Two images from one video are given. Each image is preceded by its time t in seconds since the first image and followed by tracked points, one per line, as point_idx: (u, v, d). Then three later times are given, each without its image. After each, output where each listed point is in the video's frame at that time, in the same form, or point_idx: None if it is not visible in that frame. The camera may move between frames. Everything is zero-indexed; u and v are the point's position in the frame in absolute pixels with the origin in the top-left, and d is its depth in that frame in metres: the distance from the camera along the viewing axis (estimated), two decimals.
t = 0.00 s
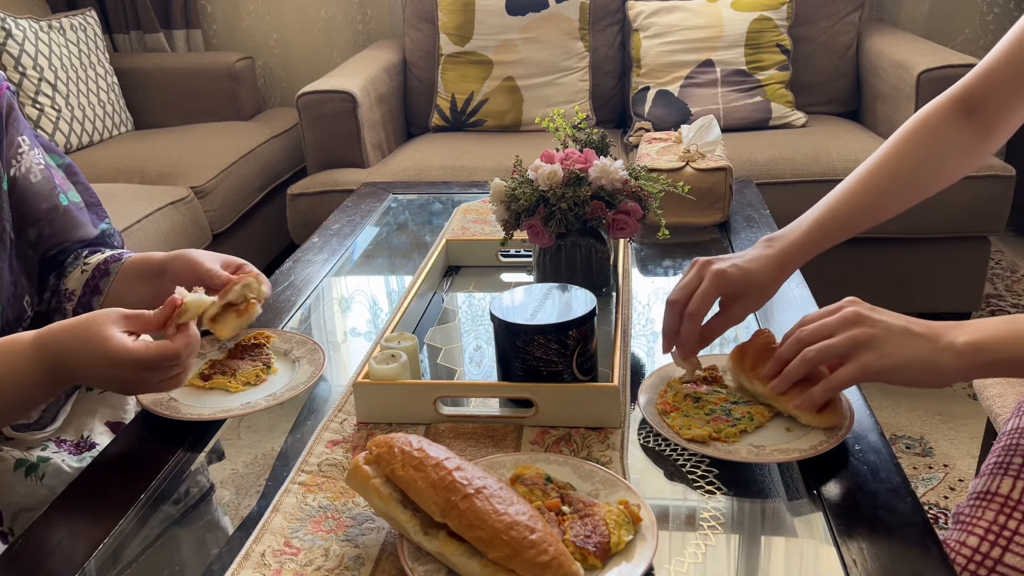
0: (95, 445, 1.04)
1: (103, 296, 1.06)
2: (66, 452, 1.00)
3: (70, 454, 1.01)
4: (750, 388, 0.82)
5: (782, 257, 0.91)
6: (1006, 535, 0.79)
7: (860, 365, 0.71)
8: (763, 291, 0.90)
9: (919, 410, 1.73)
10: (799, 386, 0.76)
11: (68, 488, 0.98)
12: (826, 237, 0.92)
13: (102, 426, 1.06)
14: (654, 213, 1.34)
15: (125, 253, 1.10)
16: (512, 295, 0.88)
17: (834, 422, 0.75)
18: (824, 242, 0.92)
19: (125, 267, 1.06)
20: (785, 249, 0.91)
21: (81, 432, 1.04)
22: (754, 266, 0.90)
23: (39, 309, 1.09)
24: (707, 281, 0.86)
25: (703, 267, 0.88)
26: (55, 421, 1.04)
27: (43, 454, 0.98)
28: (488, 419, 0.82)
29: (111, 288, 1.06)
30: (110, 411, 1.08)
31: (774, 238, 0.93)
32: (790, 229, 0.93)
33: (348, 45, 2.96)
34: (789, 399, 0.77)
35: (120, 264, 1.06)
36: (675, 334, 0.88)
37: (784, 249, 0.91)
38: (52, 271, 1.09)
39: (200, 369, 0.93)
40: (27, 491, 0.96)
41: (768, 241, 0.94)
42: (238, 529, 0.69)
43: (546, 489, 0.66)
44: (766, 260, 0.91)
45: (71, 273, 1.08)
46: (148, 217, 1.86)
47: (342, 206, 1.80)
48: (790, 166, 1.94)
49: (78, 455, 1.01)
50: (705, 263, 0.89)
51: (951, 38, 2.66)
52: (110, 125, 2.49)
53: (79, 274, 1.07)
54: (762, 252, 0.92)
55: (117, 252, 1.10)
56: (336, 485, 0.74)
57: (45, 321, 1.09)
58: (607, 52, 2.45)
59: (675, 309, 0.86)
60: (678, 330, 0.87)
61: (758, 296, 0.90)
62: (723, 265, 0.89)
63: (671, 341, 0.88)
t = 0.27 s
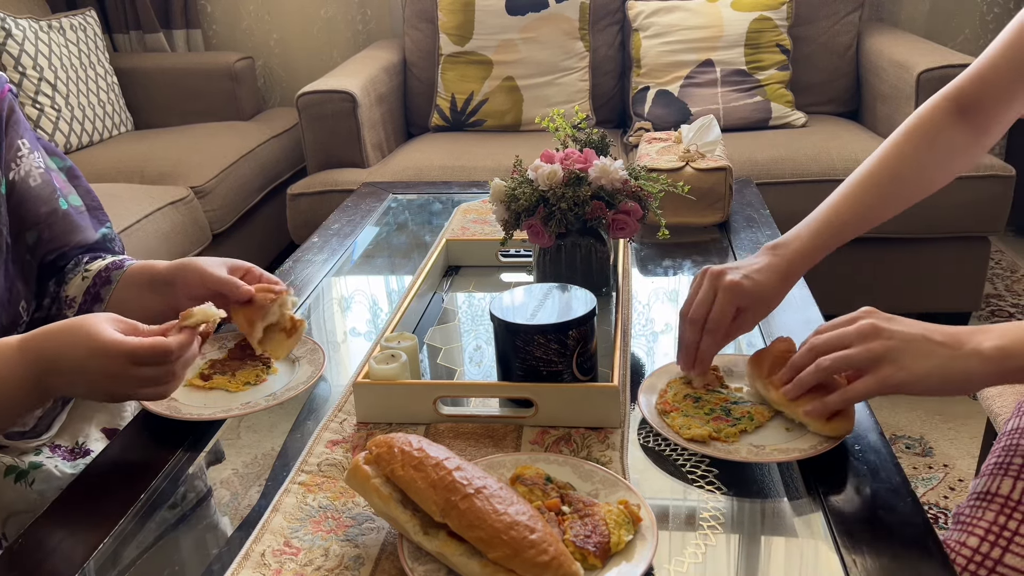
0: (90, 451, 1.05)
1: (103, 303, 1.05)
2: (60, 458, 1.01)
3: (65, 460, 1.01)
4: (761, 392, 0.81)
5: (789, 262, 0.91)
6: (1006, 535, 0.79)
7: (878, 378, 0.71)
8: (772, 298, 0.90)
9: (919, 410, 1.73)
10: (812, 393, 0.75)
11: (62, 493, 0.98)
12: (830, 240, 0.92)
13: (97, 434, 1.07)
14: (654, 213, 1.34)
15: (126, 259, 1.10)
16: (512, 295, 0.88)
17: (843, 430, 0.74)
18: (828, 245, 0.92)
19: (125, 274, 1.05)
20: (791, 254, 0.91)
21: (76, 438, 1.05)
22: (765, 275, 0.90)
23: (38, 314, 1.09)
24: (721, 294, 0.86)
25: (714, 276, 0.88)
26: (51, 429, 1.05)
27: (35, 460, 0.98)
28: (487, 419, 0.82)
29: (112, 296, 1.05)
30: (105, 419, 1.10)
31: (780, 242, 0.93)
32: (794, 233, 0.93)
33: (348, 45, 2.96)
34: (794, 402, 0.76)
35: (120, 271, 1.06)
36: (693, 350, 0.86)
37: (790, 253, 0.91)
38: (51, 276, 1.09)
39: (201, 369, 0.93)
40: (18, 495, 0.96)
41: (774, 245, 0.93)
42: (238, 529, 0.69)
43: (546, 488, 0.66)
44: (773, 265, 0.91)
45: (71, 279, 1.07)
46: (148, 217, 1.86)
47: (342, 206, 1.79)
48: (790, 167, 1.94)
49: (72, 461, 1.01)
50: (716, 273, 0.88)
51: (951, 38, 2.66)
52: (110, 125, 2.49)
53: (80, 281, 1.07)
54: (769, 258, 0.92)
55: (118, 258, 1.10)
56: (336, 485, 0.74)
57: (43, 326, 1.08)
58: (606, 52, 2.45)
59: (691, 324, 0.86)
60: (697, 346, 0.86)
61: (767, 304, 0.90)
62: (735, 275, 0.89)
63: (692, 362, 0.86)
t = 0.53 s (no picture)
0: (86, 459, 1.03)
1: (105, 312, 1.05)
2: (54, 466, 1.01)
3: (59, 468, 1.01)
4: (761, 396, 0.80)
5: (790, 256, 0.91)
6: (1007, 535, 0.79)
7: (879, 383, 0.71)
8: (776, 296, 0.89)
9: (919, 410, 1.73)
10: (816, 399, 0.75)
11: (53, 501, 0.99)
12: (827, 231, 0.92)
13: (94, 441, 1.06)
14: (654, 213, 1.34)
15: (127, 266, 1.09)
16: (512, 295, 0.88)
17: (843, 433, 0.73)
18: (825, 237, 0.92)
19: (125, 283, 1.05)
20: (791, 247, 0.91)
21: (72, 446, 1.04)
22: (767, 274, 0.89)
23: (38, 320, 1.09)
24: (724, 303, 0.86)
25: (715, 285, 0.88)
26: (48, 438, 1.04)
27: (29, 467, 0.99)
28: (487, 419, 0.82)
29: (112, 304, 1.05)
30: (102, 426, 1.08)
31: (778, 235, 0.93)
32: (791, 225, 0.93)
33: (348, 45, 2.96)
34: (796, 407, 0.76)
35: (121, 279, 1.06)
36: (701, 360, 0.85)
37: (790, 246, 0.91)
38: (52, 281, 1.09)
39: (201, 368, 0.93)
40: (9, 499, 0.98)
41: (774, 237, 0.93)
42: (238, 530, 0.69)
43: (546, 489, 0.66)
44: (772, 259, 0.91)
45: (72, 286, 1.07)
46: (148, 217, 1.86)
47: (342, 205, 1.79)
48: (790, 166, 1.94)
49: (66, 469, 1.01)
50: (716, 282, 0.88)
51: (951, 38, 2.66)
52: (110, 125, 2.49)
53: (80, 288, 1.07)
54: (769, 253, 0.92)
55: (119, 265, 1.10)
56: (336, 485, 0.74)
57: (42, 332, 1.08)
58: (606, 52, 2.45)
59: (694, 334, 0.86)
60: (705, 354, 0.85)
61: (770, 307, 0.89)
62: (737, 283, 0.88)
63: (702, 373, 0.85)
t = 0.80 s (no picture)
0: (86, 461, 1.03)
1: (110, 318, 1.04)
2: (55, 467, 1.01)
3: (59, 471, 1.00)
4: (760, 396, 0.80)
5: (791, 249, 0.90)
6: (1007, 535, 0.79)
7: (877, 381, 0.71)
8: (779, 291, 0.88)
9: (919, 410, 1.73)
10: (813, 398, 0.75)
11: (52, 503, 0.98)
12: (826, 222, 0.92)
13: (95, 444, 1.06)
14: (654, 213, 1.34)
15: (132, 271, 1.09)
16: (512, 295, 0.88)
17: (842, 431, 0.74)
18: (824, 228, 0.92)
19: (130, 289, 1.05)
20: (791, 239, 0.91)
21: (73, 447, 1.05)
22: (770, 271, 0.88)
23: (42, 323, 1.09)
24: (727, 307, 0.86)
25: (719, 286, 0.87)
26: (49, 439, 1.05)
27: (29, 469, 0.99)
28: (487, 419, 0.82)
29: (117, 310, 1.05)
30: (102, 429, 1.09)
31: (778, 227, 0.92)
32: (791, 217, 0.93)
33: (348, 45, 2.96)
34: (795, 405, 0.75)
35: (125, 285, 1.05)
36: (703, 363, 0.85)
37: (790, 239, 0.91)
38: (55, 285, 1.09)
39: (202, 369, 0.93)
40: (8, 502, 0.96)
41: (774, 229, 0.93)
42: (238, 530, 0.69)
43: (546, 488, 0.66)
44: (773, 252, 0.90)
45: (75, 291, 1.07)
46: (148, 217, 1.86)
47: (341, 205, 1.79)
48: (790, 166, 1.94)
49: (66, 471, 1.00)
50: (719, 283, 0.88)
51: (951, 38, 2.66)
52: (110, 125, 2.49)
53: (83, 293, 1.06)
54: (770, 246, 0.91)
55: (123, 269, 1.09)
56: (335, 485, 0.74)
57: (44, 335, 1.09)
58: (607, 52, 2.45)
59: (697, 337, 0.84)
60: (708, 357, 0.84)
61: (775, 304, 0.88)
62: (740, 285, 0.87)
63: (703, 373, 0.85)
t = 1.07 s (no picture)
0: (86, 460, 1.04)
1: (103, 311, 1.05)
2: (55, 467, 1.01)
3: (60, 470, 1.01)
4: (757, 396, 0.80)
5: (798, 262, 0.89)
6: (1008, 536, 0.79)
7: (877, 381, 0.71)
8: (785, 302, 0.88)
9: (919, 410, 1.73)
10: (816, 401, 0.75)
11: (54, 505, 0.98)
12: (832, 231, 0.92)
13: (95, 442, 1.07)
14: (654, 213, 1.34)
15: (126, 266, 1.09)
16: (512, 295, 0.88)
17: (841, 433, 0.73)
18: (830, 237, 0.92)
19: (123, 281, 1.05)
20: (798, 252, 0.90)
21: (73, 446, 1.04)
22: (777, 278, 0.88)
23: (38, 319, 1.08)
24: (735, 311, 0.85)
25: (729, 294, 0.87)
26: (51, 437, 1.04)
27: (30, 470, 0.99)
28: (487, 419, 0.82)
29: (110, 303, 1.05)
30: (103, 427, 1.09)
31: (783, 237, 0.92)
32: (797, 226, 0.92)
33: (348, 45, 2.96)
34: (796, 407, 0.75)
35: (119, 278, 1.06)
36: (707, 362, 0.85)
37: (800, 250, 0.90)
38: (54, 282, 1.09)
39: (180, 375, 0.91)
40: (9, 501, 0.96)
41: (779, 242, 0.92)
42: (238, 530, 0.69)
43: (546, 489, 0.66)
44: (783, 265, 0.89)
45: (71, 286, 1.07)
46: (149, 217, 1.86)
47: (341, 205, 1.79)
48: (790, 167, 1.94)
49: (68, 471, 1.01)
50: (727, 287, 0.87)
51: (951, 38, 2.66)
52: (110, 125, 2.49)
53: (79, 288, 1.06)
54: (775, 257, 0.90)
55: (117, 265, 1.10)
56: (336, 486, 0.73)
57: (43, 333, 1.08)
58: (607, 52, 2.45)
59: (703, 338, 0.85)
60: (711, 359, 0.85)
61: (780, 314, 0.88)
62: (748, 289, 0.87)
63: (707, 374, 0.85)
